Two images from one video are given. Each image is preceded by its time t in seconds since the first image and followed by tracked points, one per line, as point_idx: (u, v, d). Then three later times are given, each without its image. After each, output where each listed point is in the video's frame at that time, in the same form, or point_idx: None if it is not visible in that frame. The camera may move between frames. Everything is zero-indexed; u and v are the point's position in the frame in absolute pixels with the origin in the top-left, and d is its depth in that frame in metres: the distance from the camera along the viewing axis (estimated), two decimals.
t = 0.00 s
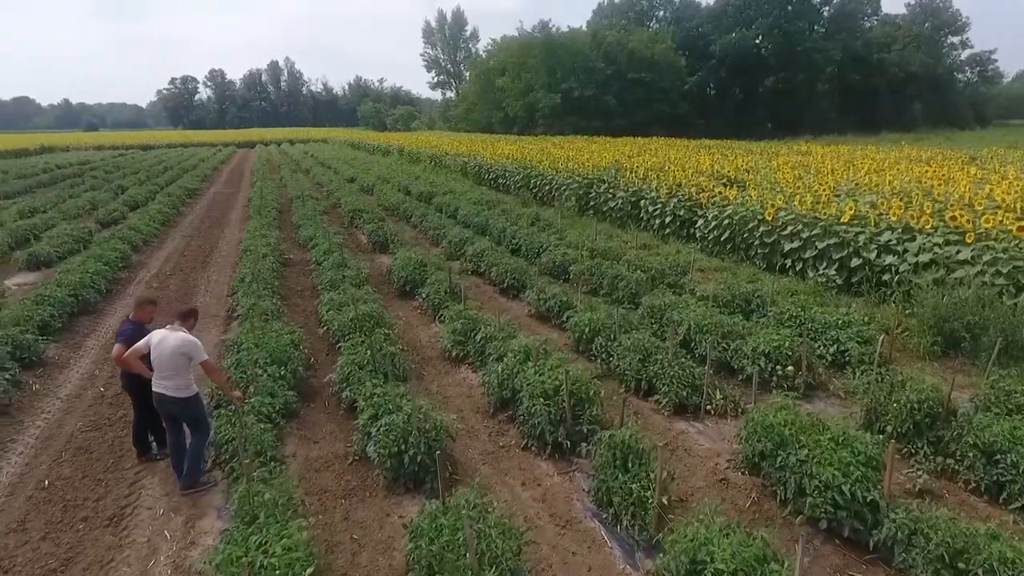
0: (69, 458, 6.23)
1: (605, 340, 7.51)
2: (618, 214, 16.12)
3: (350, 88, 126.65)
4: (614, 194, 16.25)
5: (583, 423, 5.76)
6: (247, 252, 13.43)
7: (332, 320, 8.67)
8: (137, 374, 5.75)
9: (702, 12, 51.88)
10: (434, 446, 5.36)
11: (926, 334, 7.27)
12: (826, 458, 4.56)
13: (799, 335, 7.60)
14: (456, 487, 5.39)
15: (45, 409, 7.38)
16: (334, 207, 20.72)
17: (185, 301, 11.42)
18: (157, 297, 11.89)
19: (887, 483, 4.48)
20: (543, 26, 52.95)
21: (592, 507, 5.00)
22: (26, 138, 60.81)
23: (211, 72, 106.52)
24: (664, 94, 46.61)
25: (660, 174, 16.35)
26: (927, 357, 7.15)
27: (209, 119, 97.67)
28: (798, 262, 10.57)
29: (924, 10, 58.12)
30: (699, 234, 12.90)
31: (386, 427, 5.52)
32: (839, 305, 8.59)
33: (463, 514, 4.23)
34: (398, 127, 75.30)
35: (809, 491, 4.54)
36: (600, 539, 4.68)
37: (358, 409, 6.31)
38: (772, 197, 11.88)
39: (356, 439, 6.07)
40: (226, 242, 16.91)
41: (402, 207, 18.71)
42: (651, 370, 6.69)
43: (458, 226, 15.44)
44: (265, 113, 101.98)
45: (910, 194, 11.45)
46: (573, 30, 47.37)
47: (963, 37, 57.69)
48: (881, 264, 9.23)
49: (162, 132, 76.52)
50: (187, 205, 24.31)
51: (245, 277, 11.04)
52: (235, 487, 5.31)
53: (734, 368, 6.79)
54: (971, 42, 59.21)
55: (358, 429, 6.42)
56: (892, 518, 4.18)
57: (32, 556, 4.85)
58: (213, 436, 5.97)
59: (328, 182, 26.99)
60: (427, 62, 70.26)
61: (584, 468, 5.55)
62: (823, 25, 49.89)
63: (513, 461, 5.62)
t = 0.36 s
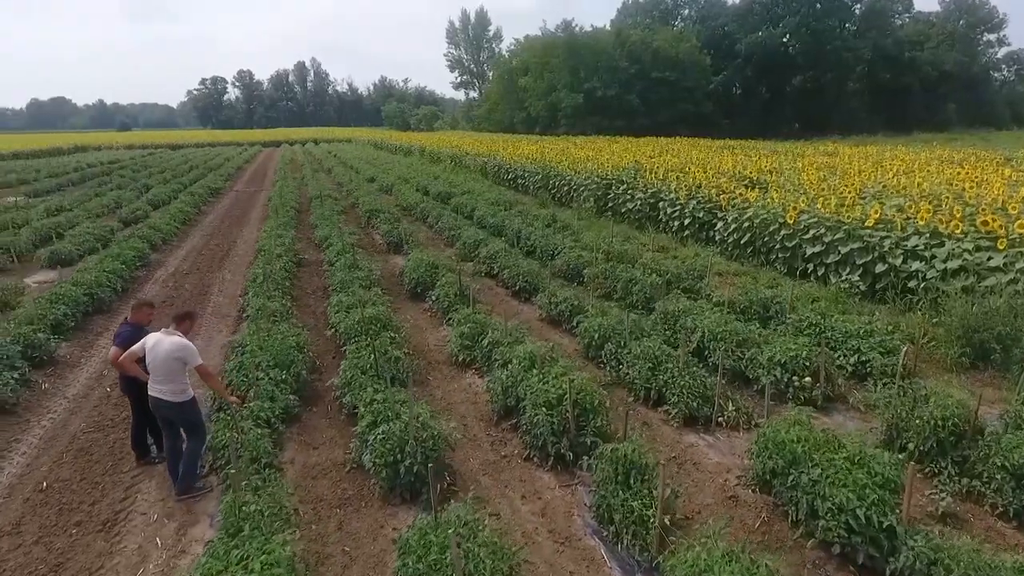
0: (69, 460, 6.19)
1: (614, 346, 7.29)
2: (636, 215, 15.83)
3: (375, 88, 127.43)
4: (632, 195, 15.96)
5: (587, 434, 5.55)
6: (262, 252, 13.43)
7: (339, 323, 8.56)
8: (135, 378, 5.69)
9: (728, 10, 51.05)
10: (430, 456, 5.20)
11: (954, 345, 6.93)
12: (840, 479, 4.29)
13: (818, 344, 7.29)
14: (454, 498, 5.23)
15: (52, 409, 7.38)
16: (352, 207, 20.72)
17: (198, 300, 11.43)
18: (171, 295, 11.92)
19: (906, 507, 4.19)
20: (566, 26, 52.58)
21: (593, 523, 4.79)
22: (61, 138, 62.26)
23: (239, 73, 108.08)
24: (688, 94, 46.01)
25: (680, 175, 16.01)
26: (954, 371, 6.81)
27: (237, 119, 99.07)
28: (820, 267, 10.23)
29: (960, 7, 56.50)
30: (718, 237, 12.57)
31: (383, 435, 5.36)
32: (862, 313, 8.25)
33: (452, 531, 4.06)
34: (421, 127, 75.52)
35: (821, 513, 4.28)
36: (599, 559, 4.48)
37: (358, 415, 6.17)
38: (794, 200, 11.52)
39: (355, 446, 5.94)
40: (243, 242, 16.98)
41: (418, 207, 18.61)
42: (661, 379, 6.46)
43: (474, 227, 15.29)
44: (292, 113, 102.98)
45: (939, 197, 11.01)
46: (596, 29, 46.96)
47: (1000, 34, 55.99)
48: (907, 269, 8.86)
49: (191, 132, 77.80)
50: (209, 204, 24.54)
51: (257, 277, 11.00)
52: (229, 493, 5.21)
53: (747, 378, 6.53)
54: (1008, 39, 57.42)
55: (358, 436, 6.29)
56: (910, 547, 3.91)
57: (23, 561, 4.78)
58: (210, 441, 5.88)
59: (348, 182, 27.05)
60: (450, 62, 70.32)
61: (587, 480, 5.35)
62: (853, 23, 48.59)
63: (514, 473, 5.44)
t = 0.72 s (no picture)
0: (72, 461, 6.17)
1: (626, 353, 7.06)
2: (657, 217, 15.51)
3: (401, 88, 128.16)
4: (653, 196, 15.65)
5: (592, 447, 5.35)
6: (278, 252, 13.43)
7: (348, 325, 8.46)
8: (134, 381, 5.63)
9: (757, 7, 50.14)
10: (428, 466, 5.04)
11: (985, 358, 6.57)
12: (856, 502, 4.04)
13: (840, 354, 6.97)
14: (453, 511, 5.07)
15: (61, 408, 7.40)
16: (372, 207, 20.71)
17: (212, 299, 11.45)
18: (187, 294, 11.97)
19: (928, 534, 3.93)
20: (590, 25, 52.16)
21: (595, 541, 4.59)
22: (96, 137, 63.63)
23: (268, 73, 109.51)
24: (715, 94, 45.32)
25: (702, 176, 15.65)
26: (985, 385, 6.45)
27: (265, 119, 100.39)
28: (846, 273, 9.86)
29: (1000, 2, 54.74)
30: (740, 240, 12.22)
31: (381, 443, 5.22)
32: (888, 321, 7.90)
33: (443, 549, 3.90)
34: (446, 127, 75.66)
35: (836, 539, 4.03)
36: None
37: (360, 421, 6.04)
38: (819, 202, 11.14)
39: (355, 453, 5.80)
40: (262, 241, 17.05)
41: (437, 207, 18.51)
42: (672, 389, 6.22)
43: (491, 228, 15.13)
44: (318, 113, 103.99)
45: (972, 200, 10.55)
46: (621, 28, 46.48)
47: None
48: (937, 276, 8.47)
49: (221, 131, 79.07)
50: (233, 203, 24.77)
51: (271, 277, 10.98)
52: (224, 500, 5.11)
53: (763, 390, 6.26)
54: None
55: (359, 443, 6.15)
56: None
57: (17, 564, 4.74)
58: (209, 446, 5.81)
59: (370, 181, 27.10)
60: (475, 62, 70.30)
61: (591, 495, 5.15)
62: (887, 20, 47.32)
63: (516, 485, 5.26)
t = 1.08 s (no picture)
0: (78, 461, 6.16)
1: (638, 361, 6.85)
2: (679, 219, 15.21)
3: (428, 88, 128.81)
4: (675, 198, 15.34)
5: (599, 459, 5.15)
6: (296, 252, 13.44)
7: (358, 327, 8.37)
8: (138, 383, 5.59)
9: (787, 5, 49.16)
10: (428, 476, 4.89)
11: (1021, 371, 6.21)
12: (877, 528, 3.80)
13: (865, 365, 6.66)
14: (454, 523, 4.91)
15: (73, 406, 7.43)
16: (393, 206, 20.71)
17: (229, 298, 11.48)
18: (205, 293, 12.02)
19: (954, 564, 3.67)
20: (616, 24, 51.68)
21: (598, 559, 4.40)
22: (130, 137, 65.18)
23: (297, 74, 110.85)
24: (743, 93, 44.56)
25: (726, 177, 15.31)
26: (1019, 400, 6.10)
27: (293, 118, 101.62)
28: (874, 279, 9.50)
29: None
30: (764, 244, 11.89)
31: (381, 451, 5.08)
32: (917, 331, 7.55)
33: (437, 566, 3.77)
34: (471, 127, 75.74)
35: (854, 566, 3.79)
36: None
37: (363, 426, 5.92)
38: (846, 204, 10.76)
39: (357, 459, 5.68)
40: (282, 240, 17.12)
41: (457, 207, 18.42)
42: (686, 399, 5.99)
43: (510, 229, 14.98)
44: (345, 113, 104.96)
45: (1010, 203, 10.08)
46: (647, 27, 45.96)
47: None
48: (971, 283, 8.08)
49: (249, 131, 80.23)
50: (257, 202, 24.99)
51: (286, 277, 10.96)
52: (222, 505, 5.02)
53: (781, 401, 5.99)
54: None
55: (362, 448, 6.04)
56: None
57: (14, 567, 4.71)
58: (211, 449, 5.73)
59: (392, 181, 27.15)
60: (501, 62, 70.24)
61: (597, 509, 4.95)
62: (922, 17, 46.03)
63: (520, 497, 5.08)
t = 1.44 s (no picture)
0: (85, 461, 6.15)
1: (651, 368, 6.64)
2: (702, 221, 14.88)
3: (454, 88, 129.28)
4: (698, 200, 15.02)
5: (606, 471, 4.95)
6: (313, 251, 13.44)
7: (369, 329, 8.28)
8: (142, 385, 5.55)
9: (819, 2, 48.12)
10: (429, 486, 4.75)
11: None
12: (899, 556, 3.56)
13: (891, 376, 6.35)
14: (454, 534, 4.77)
15: (85, 404, 7.45)
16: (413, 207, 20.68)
17: (245, 298, 11.50)
18: (223, 292, 12.07)
19: None
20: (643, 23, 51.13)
21: None
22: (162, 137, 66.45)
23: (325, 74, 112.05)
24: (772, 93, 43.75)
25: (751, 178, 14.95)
26: None
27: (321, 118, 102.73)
28: (903, 286, 9.13)
29: None
30: (788, 248, 11.54)
31: (382, 459, 4.95)
32: (947, 341, 7.20)
33: None
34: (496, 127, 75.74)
35: None
36: None
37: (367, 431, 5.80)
38: (875, 207, 10.38)
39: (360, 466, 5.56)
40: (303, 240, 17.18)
41: (476, 207, 18.33)
42: (700, 409, 5.76)
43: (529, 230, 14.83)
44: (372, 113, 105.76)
45: None
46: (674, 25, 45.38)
47: None
48: (1006, 291, 7.69)
49: (277, 131, 81.28)
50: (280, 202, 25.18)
51: (301, 278, 10.94)
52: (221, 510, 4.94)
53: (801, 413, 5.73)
54: None
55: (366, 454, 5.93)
56: None
57: (13, 568, 4.69)
58: (214, 452, 5.66)
59: (415, 181, 27.16)
60: (527, 62, 70.06)
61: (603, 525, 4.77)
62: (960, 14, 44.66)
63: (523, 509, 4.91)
